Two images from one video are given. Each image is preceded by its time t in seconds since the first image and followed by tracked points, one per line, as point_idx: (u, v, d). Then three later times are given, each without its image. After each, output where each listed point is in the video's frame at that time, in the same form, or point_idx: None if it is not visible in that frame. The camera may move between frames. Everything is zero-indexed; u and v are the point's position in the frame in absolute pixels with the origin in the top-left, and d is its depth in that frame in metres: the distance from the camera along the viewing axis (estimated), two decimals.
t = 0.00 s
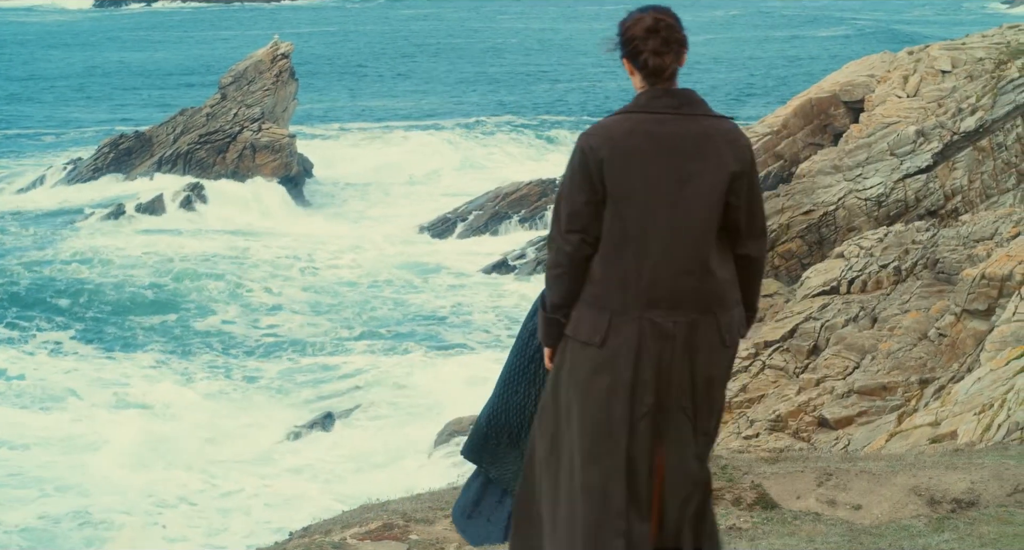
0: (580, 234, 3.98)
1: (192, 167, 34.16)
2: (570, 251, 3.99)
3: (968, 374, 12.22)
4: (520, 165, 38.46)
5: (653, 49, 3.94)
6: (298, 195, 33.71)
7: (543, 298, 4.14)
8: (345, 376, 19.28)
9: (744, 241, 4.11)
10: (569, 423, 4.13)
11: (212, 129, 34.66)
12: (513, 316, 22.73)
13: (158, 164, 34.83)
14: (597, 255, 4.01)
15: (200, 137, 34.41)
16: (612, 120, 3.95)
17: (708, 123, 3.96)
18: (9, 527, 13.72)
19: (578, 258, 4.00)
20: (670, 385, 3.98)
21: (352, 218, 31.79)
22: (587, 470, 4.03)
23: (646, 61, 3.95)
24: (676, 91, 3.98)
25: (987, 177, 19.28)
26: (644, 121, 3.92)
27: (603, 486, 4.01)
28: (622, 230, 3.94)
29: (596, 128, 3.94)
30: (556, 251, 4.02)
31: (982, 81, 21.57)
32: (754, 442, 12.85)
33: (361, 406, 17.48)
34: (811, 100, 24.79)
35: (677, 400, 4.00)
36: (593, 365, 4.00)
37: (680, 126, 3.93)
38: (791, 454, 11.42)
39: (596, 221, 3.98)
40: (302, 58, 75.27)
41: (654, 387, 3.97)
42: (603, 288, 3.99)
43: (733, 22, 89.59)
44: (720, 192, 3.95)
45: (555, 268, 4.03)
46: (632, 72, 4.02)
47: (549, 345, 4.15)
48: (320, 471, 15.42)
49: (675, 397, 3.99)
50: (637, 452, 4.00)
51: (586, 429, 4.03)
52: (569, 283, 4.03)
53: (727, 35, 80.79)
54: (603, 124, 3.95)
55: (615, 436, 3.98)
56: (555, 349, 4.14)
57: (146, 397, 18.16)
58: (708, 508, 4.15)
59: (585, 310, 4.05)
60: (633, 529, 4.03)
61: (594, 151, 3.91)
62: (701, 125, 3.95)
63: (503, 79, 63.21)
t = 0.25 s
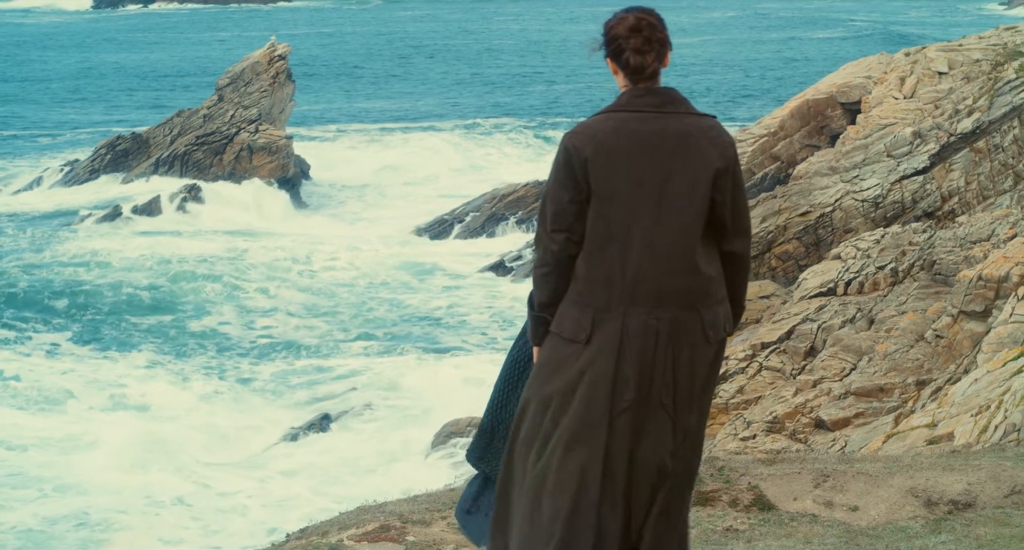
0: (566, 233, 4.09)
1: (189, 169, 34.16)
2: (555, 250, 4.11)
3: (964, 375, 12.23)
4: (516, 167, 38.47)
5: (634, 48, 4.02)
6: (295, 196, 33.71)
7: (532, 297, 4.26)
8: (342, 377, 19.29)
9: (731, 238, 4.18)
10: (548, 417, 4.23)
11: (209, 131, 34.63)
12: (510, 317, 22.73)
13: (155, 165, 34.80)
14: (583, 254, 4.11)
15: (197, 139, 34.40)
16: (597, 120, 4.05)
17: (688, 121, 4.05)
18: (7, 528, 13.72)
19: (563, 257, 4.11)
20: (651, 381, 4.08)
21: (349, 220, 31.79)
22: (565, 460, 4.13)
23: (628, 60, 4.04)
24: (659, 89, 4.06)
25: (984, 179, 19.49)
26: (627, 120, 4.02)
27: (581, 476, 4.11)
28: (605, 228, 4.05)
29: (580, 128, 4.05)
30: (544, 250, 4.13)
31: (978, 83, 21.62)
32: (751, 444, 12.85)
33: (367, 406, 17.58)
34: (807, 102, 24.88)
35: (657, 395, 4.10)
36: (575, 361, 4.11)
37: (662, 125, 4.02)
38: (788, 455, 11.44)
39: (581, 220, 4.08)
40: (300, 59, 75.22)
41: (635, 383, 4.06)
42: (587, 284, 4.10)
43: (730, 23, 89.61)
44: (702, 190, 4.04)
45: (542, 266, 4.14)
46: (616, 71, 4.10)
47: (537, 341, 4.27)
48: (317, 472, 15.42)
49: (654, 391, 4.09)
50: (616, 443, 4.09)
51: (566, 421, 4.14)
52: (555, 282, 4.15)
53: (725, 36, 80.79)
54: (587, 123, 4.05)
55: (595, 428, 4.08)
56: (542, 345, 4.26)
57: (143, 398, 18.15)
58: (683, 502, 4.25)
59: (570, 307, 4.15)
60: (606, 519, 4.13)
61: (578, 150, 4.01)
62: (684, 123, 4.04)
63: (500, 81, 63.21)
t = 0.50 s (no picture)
0: (558, 234, 4.11)
1: (187, 169, 34.15)
2: (548, 251, 4.12)
3: (962, 375, 12.22)
4: (514, 167, 38.47)
5: (622, 48, 4.04)
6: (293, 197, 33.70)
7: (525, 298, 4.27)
8: (339, 378, 19.29)
9: (720, 236, 4.20)
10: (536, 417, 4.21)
11: (207, 131, 34.63)
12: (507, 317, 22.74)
13: (153, 165, 34.79)
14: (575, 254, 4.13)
15: (195, 139, 34.40)
16: (586, 121, 4.08)
17: (676, 121, 4.08)
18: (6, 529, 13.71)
19: (556, 258, 4.13)
20: (643, 379, 4.09)
21: (346, 220, 31.79)
22: (554, 457, 4.13)
23: (616, 61, 4.06)
24: (647, 90, 4.09)
25: (981, 179, 19.44)
26: (617, 121, 4.05)
27: (571, 473, 4.10)
28: (597, 227, 4.07)
29: (572, 129, 4.08)
30: (536, 252, 4.15)
31: (976, 83, 21.64)
32: (749, 444, 12.87)
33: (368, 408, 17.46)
34: (805, 102, 24.87)
35: (648, 393, 4.11)
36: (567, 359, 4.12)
37: (651, 125, 4.05)
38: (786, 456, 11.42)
39: (574, 221, 4.11)
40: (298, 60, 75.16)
41: (627, 380, 4.07)
42: (579, 284, 4.11)
43: (729, 24, 89.67)
44: (693, 189, 4.07)
45: (536, 267, 4.16)
46: (604, 74, 4.13)
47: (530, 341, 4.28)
48: (315, 474, 15.40)
49: (645, 388, 4.10)
50: (606, 441, 4.10)
51: (556, 419, 4.14)
52: (549, 283, 4.16)
53: (723, 36, 80.84)
54: (579, 125, 4.08)
55: (587, 425, 4.08)
56: (533, 344, 4.27)
57: (141, 399, 18.14)
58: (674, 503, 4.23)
59: (562, 307, 4.16)
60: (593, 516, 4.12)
61: (571, 151, 4.04)
62: (672, 123, 4.07)
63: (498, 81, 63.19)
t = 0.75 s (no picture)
0: (555, 237, 4.10)
1: (184, 170, 34.15)
2: (545, 253, 4.11)
3: (960, 375, 12.23)
4: (512, 167, 38.48)
5: (616, 52, 4.04)
6: (290, 197, 33.70)
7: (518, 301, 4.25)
8: (335, 378, 19.30)
9: (710, 237, 4.23)
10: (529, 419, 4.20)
11: (204, 132, 34.63)
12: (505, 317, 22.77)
13: (150, 166, 34.80)
14: (571, 256, 4.12)
15: (192, 140, 34.43)
16: (581, 124, 4.07)
17: (670, 124, 4.08)
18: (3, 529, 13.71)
19: (553, 261, 4.12)
20: (641, 380, 4.10)
21: (344, 220, 31.80)
22: (554, 459, 4.12)
23: (610, 65, 4.06)
24: (641, 93, 4.09)
25: (978, 179, 19.46)
26: (613, 123, 4.05)
27: (571, 475, 4.10)
28: (593, 230, 4.07)
29: (567, 132, 4.06)
30: (532, 254, 4.13)
31: (973, 83, 21.66)
32: (747, 444, 12.86)
33: (366, 407, 17.42)
34: (803, 103, 24.94)
35: (645, 394, 4.12)
36: (564, 362, 4.12)
37: (644, 128, 4.05)
38: (783, 456, 11.43)
39: (569, 224, 4.10)
40: (296, 60, 75.16)
41: (625, 380, 4.08)
42: (576, 285, 4.11)
43: (726, 24, 89.77)
44: (688, 191, 4.08)
45: (532, 270, 4.14)
46: (597, 77, 4.13)
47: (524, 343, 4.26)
48: (313, 474, 15.41)
49: (643, 390, 4.11)
50: (606, 442, 4.11)
51: (554, 421, 4.13)
52: (545, 286, 4.15)
53: (721, 37, 80.92)
54: (574, 128, 4.07)
55: (586, 426, 4.09)
56: (528, 345, 4.26)
57: (139, 399, 18.18)
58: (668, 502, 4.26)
59: (558, 309, 4.15)
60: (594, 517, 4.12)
61: (567, 154, 4.03)
62: (665, 127, 4.07)
63: (496, 81, 63.19)
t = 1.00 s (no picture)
0: (553, 244, 4.06)
1: (182, 170, 34.13)
2: (543, 259, 4.06)
3: (958, 376, 12.23)
4: (510, 167, 38.48)
5: (615, 62, 3.98)
6: (288, 197, 33.69)
7: (513, 307, 4.19)
8: (333, 379, 19.32)
9: (703, 245, 4.21)
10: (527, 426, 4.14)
11: (202, 132, 34.64)
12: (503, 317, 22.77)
13: (149, 166, 34.77)
14: (568, 262, 4.08)
15: (190, 140, 34.41)
16: (579, 133, 4.03)
17: (667, 134, 4.07)
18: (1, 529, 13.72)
19: (550, 267, 4.07)
20: (641, 386, 4.09)
21: (342, 220, 31.80)
22: (557, 465, 4.09)
23: (608, 74, 4.00)
24: (637, 103, 4.06)
25: (975, 179, 19.45)
26: (610, 131, 4.02)
27: (575, 481, 4.09)
28: (591, 237, 4.03)
29: (564, 141, 4.03)
30: (529, 260, 4.08)
31: (971, 83, 21.67)
32: (745, 445, 12.85)
33: (364, 407, 17.44)
34: (801, 103, 24.94)
35: (646, 400, 4.11)
36: (564, 368, 4.07)
37: (641, 138, 4.03)
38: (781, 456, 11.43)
39: (567, 229, 4.06)
40: (296, 61, 75.19)
41: (625, 386, 4.07)
42: (574, 291, 4.06)
43: (724, 24, 89.83)
44: (683, 200, 4.07)
45: (528, 276, 4.09)
46: (594, 87, 4.07)
47: (519, 349, 4.21)
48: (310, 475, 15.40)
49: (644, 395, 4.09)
50: (609, 448, 4.09)
51: (555, 427, 4.09)
52: (541, 291, 4.10)
53: (719, 37, 80.98)
54: (571, 137, 4.03)
55: (587, 433, 4.07)
56: (522, 351, 4.21)
57: (137, 399, 18.19)
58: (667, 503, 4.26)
59: (555, 316, 4.11)
60: (599, 523, 4.11)
61: (565, 162, 3.98)
62: (661, 136, 4.06)
63: (495, 82, 63.20)
